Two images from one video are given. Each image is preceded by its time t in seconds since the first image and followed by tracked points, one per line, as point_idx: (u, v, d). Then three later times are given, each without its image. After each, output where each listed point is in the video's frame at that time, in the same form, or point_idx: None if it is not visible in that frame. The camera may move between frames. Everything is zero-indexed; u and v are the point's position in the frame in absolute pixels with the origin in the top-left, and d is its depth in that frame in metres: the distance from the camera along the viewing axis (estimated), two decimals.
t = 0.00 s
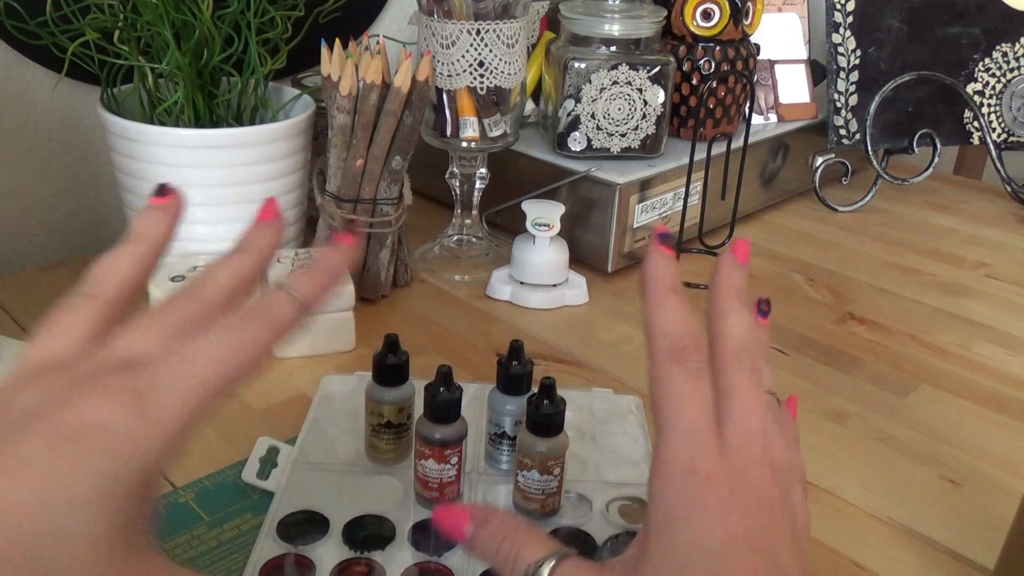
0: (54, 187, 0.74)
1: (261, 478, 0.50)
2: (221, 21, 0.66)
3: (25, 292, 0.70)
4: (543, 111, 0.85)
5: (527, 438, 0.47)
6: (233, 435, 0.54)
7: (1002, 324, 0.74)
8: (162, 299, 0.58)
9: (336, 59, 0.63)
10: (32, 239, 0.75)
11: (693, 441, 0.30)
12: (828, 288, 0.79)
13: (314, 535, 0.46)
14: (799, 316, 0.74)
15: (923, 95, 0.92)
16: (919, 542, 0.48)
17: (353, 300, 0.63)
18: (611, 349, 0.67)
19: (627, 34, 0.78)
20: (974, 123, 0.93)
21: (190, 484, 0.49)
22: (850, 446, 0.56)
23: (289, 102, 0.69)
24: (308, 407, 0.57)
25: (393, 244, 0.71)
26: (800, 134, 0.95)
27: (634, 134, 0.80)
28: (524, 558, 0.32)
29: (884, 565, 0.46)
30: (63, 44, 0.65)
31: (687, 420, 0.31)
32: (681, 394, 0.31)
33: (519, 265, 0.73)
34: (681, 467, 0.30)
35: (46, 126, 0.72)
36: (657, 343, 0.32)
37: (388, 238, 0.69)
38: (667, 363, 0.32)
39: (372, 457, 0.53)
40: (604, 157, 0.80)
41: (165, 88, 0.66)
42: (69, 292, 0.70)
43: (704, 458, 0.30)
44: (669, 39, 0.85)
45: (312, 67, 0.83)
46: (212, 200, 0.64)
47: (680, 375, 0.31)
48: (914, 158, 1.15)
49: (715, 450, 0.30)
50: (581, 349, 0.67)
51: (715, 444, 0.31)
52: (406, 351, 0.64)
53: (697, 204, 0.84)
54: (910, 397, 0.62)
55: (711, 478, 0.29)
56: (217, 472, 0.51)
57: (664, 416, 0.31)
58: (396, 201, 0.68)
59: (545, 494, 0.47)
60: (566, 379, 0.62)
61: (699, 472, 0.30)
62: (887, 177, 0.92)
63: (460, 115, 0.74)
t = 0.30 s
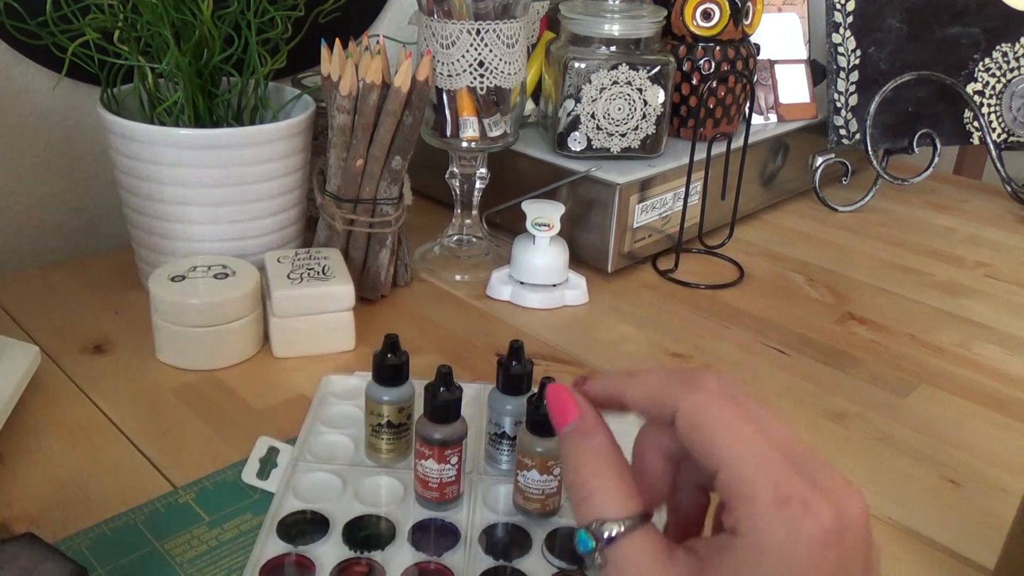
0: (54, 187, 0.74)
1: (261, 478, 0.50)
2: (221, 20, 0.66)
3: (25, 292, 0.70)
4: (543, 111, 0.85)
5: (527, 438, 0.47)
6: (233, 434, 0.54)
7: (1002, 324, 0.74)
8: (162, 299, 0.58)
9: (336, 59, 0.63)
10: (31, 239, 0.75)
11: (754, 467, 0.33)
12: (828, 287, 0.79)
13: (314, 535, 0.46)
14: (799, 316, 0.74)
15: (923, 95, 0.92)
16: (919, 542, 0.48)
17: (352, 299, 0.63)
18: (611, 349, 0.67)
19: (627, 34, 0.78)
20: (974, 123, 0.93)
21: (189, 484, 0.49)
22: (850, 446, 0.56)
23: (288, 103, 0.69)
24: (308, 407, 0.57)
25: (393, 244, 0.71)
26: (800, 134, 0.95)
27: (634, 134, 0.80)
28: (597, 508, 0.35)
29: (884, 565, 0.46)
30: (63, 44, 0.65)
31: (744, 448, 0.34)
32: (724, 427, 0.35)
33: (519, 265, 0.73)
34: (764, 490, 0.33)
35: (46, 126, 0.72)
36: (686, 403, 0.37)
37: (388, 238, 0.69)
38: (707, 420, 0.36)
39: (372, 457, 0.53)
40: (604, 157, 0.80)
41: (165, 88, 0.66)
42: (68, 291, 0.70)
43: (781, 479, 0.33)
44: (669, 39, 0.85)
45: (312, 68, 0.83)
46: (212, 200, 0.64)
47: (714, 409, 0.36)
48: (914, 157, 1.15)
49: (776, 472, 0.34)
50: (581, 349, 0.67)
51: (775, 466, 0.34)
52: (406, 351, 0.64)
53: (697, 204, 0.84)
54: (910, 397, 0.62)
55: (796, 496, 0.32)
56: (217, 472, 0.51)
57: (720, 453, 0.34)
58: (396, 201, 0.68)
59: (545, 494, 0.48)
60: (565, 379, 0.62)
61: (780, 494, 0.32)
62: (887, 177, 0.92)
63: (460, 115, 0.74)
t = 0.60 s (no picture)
0: (54, 188, 0.74)
1: (261, 478, 0.50)
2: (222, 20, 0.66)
3: (25, 292, 0.70)
4: (543, 111, 0.85)
5: (527, 438, 0.47)
6: (233, 435, 0.54)
7: (1002, 324, 0.74)
8: (163, 299, 0.58)
9: (336, 59, 0.63)
10: (32, 239, 0.75)
11: None
12: (828, 287, 0.79)
13: (314, 535, 0.46)
14: (799, 315, 0.74)
15: (923, 95, 0.92)
16: (919, 542, 0.48)
17: (352, 299, 0.63)
18: (611, 349, 0.67)
19: (627, 34, 0.78)
20: (974, 123, 0.93)
21: (189, 484, 0.49)
22: (850, 446, 0.56)
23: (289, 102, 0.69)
24: (308, 407, 0.57)
25: (393, 244, 0.71)
26: (800, 134, 0.95)
27: (634, 134, 0.80)
28: None
29: (884, 565, 0.46)
30: (63, 44, 0.65)
31: None
32: None
33: (519, 265, 0.73)
34: None
35: (46, 126, 0.72)
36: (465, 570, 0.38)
37: (388, 238, 0.69)
38: None
39: (372, 457, 0.52)
40: (604, 157, 0.80)
41: (165, 88, 0.66)
42: (68, 291, 0.70)
43: None
44: (669, 39, 0.85)
45: (312, 68, 0.83)
46: (212, 200, 0.64)
47: None
48: (914, 157, 1.15)
49: None
50: (581, 349, 0.67)
51: None
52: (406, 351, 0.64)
53: (697, 204, 0.84)
54: (910, 397, 0.62)
55: None
56: (216, 472, 0.51)
57: None
58: (396, 201, 0.68)
59: (545, 494, 0.47)
60: (566, 379, 0.62)
61: None
62: (887, 177, 0.92)
63: (460, 115, 0.74)
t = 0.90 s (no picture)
0: (54, 188, 0.74)
1: (261, 478, 0.50)
2: (221, 20, 0.66)
3: (25, 292, 0.70)
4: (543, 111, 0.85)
5: (527, 438, 0.47)
6: (233, 434, 0.54)
7: (1002, 324, 0.74)
8: (163, 298, 0.58)
9: (336, 59, 0.63)
10: (32, 239, 0.75)
11: None
12: (828, 287, 0.79)
13: (314, 534, 0.46)
14: (798, 315, 0.74)
15: (923, 95, 0.92)
16: (919, 541, 0.48)
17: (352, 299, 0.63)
18: (611, 349, 0.67)
19: (627, 33, 0.78)
20: (974, 123, 0.93)
21: (189, 484, 0.49)
22: (849, 445, 0.56)
23: (288, 102, 0.69)
24: (308, 406, 0.57)
25: (393, 244, 0.71)
26: (800, 133, 0.95)
27: (634, 134, 0.80)
28: None
29: (883, 565, 0.46)
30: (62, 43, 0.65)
31: None
32: None
33: (519, 264, 0.73)
34: None
35: (46, 126, 0.72)
36: None
37: (388, 238, 0.69)
38: None
39: (372, 457, 0.53)
40: (604, 157, 0.80)
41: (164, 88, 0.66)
42: (68, 291, 0.70)
43: None
44: (669, 38, 0.85)
45: (312, 67, 0.83)
46: (212, 200, 0.64)
47: None
48: (914, 157, 1.15)
49: None
50: (581, 348, 0.67)
51: None
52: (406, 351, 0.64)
53: (697, 203, 0.84)
54: (909, 397, 0.62)
55: None
56: (216, 472, 0.51)
57: None
58: (396, 201, 0.68)
59: (545, 494, 0.47)
60: (565, 378, 0.62)
61: None
62: (887, 177, 0.92)
63: (460, 114, 0.74)
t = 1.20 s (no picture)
0: (55, 188, 0.74)
1: (261, 478, 0.50)
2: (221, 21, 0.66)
3: (25, 292, 0.70)
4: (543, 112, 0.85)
5: (527, 438, 0.47)
6: (233, 435, 0.54)
7: (1002, 324, 0.74)
8: (163, 299, 0.58)
9: (336, 60, 0.63)
10: (32, 239, 0.75)
11: None
12: (828, 288, 0.79)
13: (314, 535, 0.46)
14: (798, 316, 0.74)
15: (923, 96, 0.92)
16: (919, 542, 0.48)
17: (352, 300, 0.63)
18: (611, 349, 0.67)
19: (627, 34, 0.79)
20: (974, 123, 0.93)
21: (189, 484, 0.49)
22: (850, 446, 0.56)
23: (289, 103, 0.69)
24: (308, 407, 0.57)
25: (393, 244, 0.71)
26: (800, 134, 0.95)
27: (634, 135, 0.80)
28: None
29: (884, 565, 0.46)
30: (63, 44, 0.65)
31: None
32: None
33: (519, 265, 0.73)
34: None
35: (46, 127, 0.72)
36: None
37: (388, 238, 0.69)
38: None
39: (372, 457, 0.52)
40: (604, 157, 0.80)
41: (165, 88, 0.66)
42: (68, 291, 0.70)
43: None
44: (669, 39, 0.85)
45: (312, 68, 0.83)
46: (212, 200, 0.64)
47: None
48: (914, 158, 1.15)
49: None
50: (581, 349, 0.67)
51: None
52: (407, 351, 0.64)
53: (697, 204, 0.84)
54: (909, 397, 0.62)
55: None
56: (216, 472, 0.51)
57: None
58: (396, 201, 0.68)
59: (545, 494, 0.47)
60: (566, 379, 0.62)
61: None
62: (888, 178, 0.92)
63: (460, 115, 0.74)
